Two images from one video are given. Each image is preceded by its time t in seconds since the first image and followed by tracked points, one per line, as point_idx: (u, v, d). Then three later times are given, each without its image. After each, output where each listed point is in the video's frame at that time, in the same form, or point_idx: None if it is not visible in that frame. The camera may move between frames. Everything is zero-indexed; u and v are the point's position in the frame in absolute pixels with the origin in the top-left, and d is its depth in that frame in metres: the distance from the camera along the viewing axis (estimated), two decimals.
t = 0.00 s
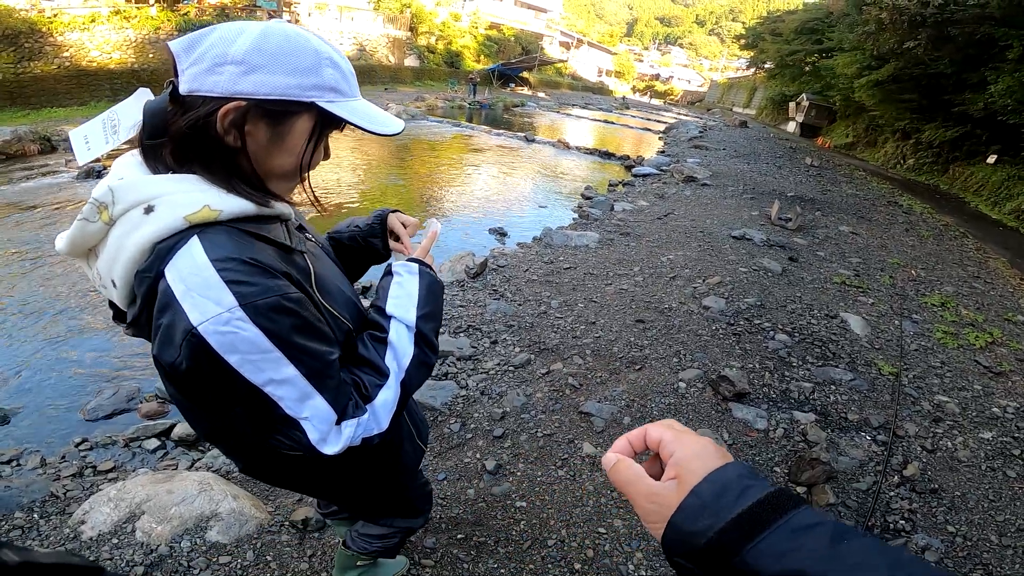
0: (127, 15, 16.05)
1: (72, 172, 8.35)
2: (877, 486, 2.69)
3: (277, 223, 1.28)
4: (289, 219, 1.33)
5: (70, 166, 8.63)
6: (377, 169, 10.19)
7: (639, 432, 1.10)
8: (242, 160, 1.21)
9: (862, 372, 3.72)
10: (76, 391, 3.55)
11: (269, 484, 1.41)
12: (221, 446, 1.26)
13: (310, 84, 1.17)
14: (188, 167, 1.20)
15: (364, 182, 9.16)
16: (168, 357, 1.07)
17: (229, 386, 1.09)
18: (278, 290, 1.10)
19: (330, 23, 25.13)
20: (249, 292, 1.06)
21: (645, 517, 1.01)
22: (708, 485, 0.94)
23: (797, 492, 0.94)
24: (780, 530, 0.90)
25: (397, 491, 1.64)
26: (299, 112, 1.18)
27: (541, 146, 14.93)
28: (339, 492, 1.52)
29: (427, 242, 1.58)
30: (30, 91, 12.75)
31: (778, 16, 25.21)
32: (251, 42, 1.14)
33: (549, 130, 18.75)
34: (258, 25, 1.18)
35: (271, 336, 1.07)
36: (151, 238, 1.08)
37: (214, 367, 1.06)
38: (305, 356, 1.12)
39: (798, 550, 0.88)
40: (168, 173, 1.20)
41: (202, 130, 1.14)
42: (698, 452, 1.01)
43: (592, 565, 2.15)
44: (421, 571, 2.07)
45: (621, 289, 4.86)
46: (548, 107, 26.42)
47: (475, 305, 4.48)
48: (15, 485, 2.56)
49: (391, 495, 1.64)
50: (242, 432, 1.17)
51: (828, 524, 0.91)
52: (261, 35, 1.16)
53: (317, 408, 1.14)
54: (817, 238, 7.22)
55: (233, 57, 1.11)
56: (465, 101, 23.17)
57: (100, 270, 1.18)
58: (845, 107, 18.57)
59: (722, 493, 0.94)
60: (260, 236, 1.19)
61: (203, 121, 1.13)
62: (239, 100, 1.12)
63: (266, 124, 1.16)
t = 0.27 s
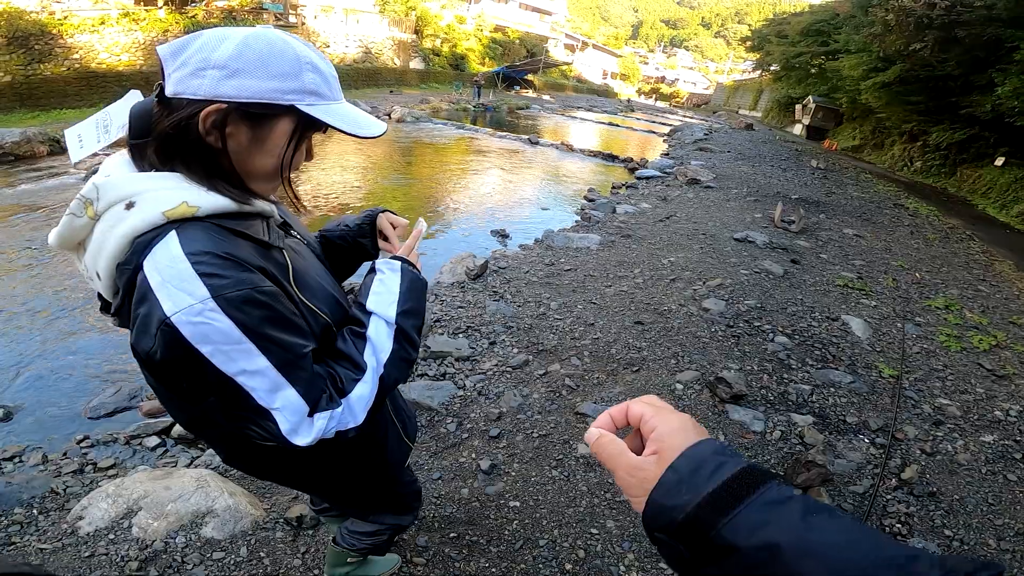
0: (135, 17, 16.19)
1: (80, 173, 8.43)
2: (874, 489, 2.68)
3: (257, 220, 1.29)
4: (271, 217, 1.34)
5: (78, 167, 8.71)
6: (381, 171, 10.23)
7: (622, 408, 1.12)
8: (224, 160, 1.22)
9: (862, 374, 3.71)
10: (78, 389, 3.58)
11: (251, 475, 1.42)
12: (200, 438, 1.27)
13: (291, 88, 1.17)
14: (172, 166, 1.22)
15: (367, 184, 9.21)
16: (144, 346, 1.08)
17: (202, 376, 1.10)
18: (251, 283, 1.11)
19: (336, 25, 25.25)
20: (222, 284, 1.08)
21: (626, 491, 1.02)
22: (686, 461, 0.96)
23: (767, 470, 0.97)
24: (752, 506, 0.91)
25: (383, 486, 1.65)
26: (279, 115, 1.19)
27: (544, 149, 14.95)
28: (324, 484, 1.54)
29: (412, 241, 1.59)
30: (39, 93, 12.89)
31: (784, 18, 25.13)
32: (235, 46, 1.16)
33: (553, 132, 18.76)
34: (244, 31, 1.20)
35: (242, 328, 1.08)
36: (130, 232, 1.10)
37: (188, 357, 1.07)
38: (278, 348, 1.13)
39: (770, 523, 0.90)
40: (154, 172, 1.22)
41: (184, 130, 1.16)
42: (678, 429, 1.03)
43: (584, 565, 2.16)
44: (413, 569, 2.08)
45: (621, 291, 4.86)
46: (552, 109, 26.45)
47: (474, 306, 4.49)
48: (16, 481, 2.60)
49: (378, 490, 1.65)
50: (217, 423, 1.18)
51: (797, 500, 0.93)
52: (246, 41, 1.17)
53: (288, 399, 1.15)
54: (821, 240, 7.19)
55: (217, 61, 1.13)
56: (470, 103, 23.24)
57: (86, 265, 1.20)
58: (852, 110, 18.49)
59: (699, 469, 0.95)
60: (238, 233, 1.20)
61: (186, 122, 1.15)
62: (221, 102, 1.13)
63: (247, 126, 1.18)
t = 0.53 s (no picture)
0: (142, 20, 16.32)
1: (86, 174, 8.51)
2: (872, 491, 2.67)
3: (248, 217, 1.30)
4: (262, 214, 1.35)
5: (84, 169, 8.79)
6: (384, 173, 10.27)
7: (600, 409, 1.12)
8: (215, 158, 1.24)
9: (863, 376, 3.69)
10: (82, 387, 3.61)
11: (242, 468, 1.43)
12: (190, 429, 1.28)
13: (281, 89, 1.19)
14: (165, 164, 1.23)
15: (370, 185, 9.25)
16: (133, 336, 1.10)
17: (188, 365, 1.11)
18: (236, 275, 1.13)
19: (341, 27, 25.33)
20: (209, 276, 1.09)
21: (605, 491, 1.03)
22: (663, 460, 0.97)
23: (743, 468, 0.98)
24: (727, 505, 0.92)
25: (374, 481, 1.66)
26: (269, 115, 1.20)
27: (548, 150, 14.96)
28: (315, 478, 1.55)
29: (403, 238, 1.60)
30: (47, 95, 13.01)
31: (788, 19, 25.08)
32: (228, 49, 1.17)
33: (557, 134, 18.78)
34: (238, 35, 1.22)
35: (228, 319, 1.10)
36: (121, 226, 1.12)
37: (175, 347, 1.09)
38: (264, 339, 1.15)
39: (746, 522, 0.91)
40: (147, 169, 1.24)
41: (176, 129, 1.18)
42: (655, 428, 1.04)
43: (579, 565, 2.16)
44: (407, 567, 2.08)
45: (622, 292, 4.86)
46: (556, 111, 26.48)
47: (475, 307, 4.50)
48: (18, 478, 2.62)
49: (370, 485, 1.67)
50: (204, 413, 1.19)
51: (772, 498, 0.94)
52: (238, 43, 1.19)
53: (273, 389, 1.15)
54: (824, 242, 7.17)
55: (209, 63, 1.14)
56: (474, 105, 23.27)
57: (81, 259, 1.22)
58: (857, 111, 18.43)
59: (676, 468, 0.96)
60: (226, 228, 1.22)
61: (178, 121, 1.17)
62: (212, 103, 1.15)
63: (238, 126, 1.20)
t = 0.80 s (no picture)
0: (145, 21, 16.38)
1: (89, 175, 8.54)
2: (873, 492, 2.66)
3: (244, 215, 1.31)
4: (259, 212, 1.36)
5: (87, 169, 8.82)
6: (386, 174, 10.28)
7: (602, 407, 1.12)
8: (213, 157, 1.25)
9: (864, 377, 3.69)
10: (84, 387, 3.62)
11: (240, 465, 1.44)
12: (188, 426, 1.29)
13: (276, 89, 1.19)
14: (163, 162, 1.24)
15: (372, 187, 9.26)
16: (130, 332, 1.10)
17: (184, 361, 1.11)
18: (232, 272, 1.13)
19: (343, 28, 25.39)
20: (205, 273, 1.10)
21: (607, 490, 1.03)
22: (666, 460, 0.97)
23: (746, 468, 0.98)
24: (731, 504, 0.92)
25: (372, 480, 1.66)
26: (265, 114, 1.20)
27: (549, 152, 14.97)
28: (313, 476, 1.55)
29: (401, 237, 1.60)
30: (51, 96, 13.07)
31: (790, 20, 25.06)
32: (224, 49, 1.18)
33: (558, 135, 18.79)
34: (235, 36, 1.23)
35: (223, 315, 1.10)
36: (120, 224, 1.12)
37: (171, 343, 1.09)
38: (259, 336, 1.15)
39: (749, 522, 0.91)
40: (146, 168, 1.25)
41: (174, 129, 1.19)
42: (657, 427, 1.04)
43: (577, 565, 2.16)
44: (406, 566, 2.09)
45: (623, 292, 4.86)
46: (558, 112, 26.50)
47: (475, 307, 4.50)
48: (19, 476, 2.63)
49: (368, 484, 1.67)
50: (201, 409, 1.20)
51: (775, 498, 0.94)
52: (234, 44, 1.20)
53: (268, 385, 1.16)
54: (826, 243, 7.15)
55: (206, 63, 1.15)
56: (476, 107, 23.29)
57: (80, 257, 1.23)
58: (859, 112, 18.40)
59: (679, 468, 0.96)
60: (223, 226, 1.23)
61: (175, 120, 1.17)
62: (209, 102, 1.16)
63: (234, 125, 1.20)
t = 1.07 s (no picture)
0: (147, 22, 16.41)
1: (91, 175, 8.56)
2: (873, 492, 2.66)
3: (245, 214, 1.31)
4: (259, 211, 1.36)
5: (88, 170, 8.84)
6: (386, 175, 10.29)
7: (603, 403, 1.13)
8: (213, 156, 1.25)
9: (865, 377, 3.68)
10: (85, 386, 3.63)
11: (241, 463, 1.44)
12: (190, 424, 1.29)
13: (275, 88, 1.20)
14: (164, 162, 1.25)
15: (373, 187, 9.27)
16: (132, 330, 1.11)
17: (186, 359, 1.12)
18: (233, 270, 1.14)
19: (344, 29, 25.43)
20: (206, 271, 1.10)
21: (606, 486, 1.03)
22: (665, 455, 0.97)
23: (746, 464, 0.98)
24: (730, 500, 0.92)
25: (374, 478, 1.66)
26: (265, 113, 1.21)
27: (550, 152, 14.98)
28: (313, 475, 1.55)
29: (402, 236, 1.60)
30: (53, 96, 13.09)
31: (791, 21, 25.06)
32: (223, 48, 1.18)
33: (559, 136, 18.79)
34: (233, 35, 1.23)
35: (224, 313, 1.10)
36: (121, 223, 1.13)
37: (173, 342, 1.09)
38: (260, 334, 1.15)
39: (749, 518, 0.91)
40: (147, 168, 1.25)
41: (174, 128, 1.19)
42: (657, 422, 1.05)
43: (577, 564, 2.16)
44: (406, 566, 2.09)
45: (623, 293, 4.86)
46: (558, 113, 26.52)
47: (476, 307, 4.51)
48: (20, 476, 2.64)
49: (369, 483, 1.67)
50: (203, 407, 1.20)
51: (775, 493, 0.94)
52: (233, 43, 1.20)
53: (269, 383, 1.16)
54: (826, 243, 7.15)
55: (205, 63, 1.16)
56: (476, 107, 23.32)
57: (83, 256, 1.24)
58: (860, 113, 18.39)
59: (677, 463, 0.96)
60: (223, 224, 1.23)
61: (176, 120, 1.18)
62: (208, 102, 1.16)
63: (233, 123, 1.20)
